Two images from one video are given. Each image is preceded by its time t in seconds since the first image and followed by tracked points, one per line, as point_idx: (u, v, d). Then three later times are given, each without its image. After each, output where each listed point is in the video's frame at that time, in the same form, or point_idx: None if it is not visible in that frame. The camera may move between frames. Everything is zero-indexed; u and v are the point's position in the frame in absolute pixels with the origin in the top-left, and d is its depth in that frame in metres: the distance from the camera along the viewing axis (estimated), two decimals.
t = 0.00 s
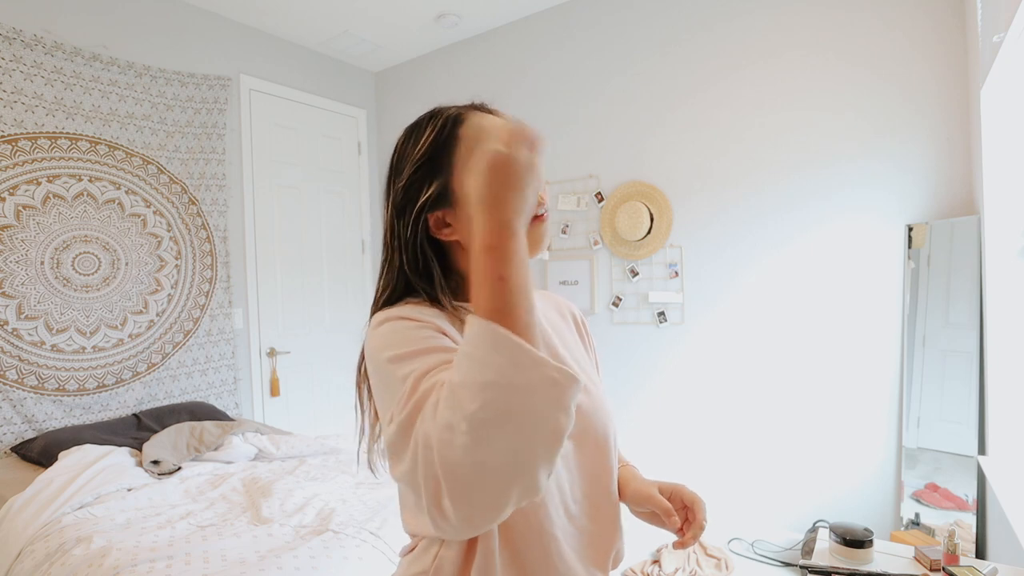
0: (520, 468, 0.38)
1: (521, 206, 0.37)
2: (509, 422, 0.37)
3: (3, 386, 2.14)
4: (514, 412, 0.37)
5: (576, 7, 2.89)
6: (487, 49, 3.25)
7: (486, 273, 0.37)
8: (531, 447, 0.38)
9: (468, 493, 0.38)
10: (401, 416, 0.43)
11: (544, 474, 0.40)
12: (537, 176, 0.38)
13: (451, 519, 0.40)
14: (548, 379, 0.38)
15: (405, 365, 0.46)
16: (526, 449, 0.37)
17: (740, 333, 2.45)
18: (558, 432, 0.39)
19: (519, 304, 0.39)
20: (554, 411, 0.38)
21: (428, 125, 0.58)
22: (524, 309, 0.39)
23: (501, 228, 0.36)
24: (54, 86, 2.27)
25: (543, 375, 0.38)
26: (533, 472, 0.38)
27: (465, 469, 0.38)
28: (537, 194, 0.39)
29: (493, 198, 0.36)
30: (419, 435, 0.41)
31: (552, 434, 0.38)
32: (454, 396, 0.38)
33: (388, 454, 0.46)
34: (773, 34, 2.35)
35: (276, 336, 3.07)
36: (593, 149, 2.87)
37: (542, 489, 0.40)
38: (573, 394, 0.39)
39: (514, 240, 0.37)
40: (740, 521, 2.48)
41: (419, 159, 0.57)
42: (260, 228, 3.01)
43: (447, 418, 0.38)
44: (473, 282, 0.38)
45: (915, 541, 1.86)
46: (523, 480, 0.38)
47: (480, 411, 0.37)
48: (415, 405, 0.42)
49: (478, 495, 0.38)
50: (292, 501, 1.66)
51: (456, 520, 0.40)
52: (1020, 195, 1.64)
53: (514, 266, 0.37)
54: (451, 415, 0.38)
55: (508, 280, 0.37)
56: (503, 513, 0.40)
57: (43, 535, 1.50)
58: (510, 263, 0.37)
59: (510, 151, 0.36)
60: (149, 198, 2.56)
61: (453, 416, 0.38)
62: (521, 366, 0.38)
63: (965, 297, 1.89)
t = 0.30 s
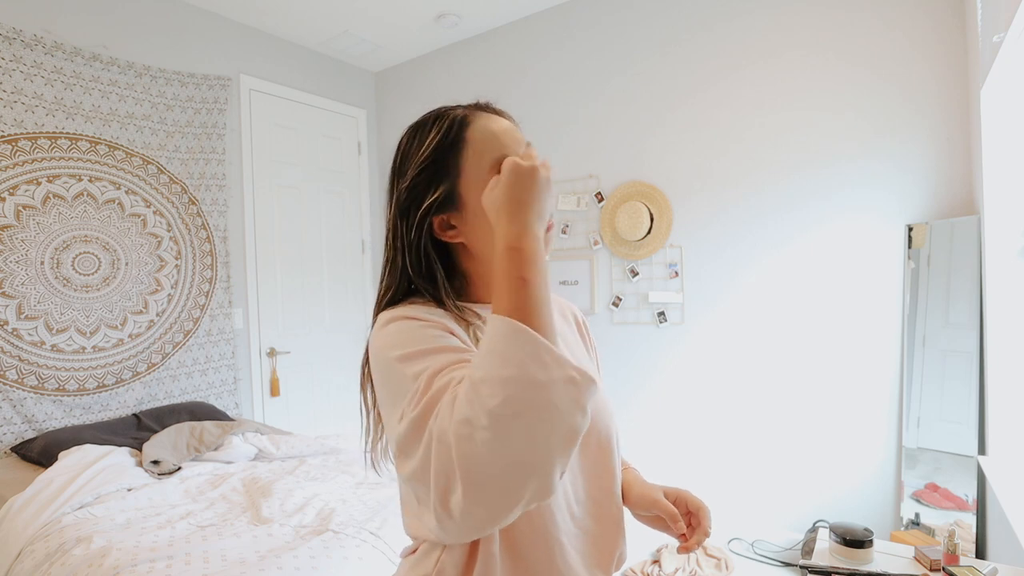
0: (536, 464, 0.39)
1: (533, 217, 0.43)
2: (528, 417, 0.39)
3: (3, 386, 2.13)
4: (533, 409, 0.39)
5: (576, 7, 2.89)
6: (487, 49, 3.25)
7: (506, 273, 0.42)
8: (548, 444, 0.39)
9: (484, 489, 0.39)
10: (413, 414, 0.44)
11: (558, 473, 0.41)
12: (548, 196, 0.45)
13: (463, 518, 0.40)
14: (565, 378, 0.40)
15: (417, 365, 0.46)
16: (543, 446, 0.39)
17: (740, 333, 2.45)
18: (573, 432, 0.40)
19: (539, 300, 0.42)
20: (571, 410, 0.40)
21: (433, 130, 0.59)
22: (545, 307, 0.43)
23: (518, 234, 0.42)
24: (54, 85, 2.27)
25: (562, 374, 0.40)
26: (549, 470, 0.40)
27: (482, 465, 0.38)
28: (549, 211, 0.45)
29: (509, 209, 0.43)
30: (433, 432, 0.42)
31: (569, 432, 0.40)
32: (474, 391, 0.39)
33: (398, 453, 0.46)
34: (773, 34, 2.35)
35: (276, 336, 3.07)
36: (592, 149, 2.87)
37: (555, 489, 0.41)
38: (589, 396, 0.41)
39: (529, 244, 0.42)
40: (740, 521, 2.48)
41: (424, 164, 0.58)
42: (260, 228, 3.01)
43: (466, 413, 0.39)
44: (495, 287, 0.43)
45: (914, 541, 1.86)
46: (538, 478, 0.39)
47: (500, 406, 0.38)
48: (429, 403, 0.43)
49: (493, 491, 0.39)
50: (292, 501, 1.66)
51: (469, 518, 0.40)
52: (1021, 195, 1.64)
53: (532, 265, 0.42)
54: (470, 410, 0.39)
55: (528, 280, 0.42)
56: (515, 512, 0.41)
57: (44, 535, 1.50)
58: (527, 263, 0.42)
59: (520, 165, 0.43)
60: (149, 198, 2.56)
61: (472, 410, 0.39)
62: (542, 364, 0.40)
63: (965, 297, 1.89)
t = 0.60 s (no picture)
0: (535, 466, 0.39)
1: (537, 214, 0.42)
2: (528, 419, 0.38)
3: (3, 386, 2.13)
4: (532, 410, 0.39)
5: (576, 7, 2.89)
6: (487, 49, 3.25)
7: (506, 273, 0.42)
8: (547, 446, 0.39)
9: (482, 491, 0.39)
10: (414, 414, 0.44)
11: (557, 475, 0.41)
12: (552, 190, 0.44)
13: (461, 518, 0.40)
14: (565, 380, 0.40)
15: (417, 364, 0.46)
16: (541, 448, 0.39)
17: (741, 333, 2.45)
18: (572, 434, 0.40)
19: (538, 303, 0.42)
20: (571, 412, 0.40)
21: (444, 128, 0.60)
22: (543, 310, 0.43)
23: (519, 232, 0.42)
24: (54, 85, 2.27)
25: (561, 375, 0.40)
26: (547, 472, 0.39)
27: (480, 466, 0.38)
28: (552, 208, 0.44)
29: (511, 206, 0.42)
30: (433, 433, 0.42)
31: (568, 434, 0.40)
32: (473, 393, 0.39)
33: (399, 452, 0.47)
34: (773, 34, 2.35)
35: (276, 336, 3.07)
36: (592, 149, 2.87)
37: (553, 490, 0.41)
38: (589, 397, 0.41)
39: (530, 243, 0.42)
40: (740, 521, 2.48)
41: (432, 160, 0.58)
42: (260, 228, 3.01)
43: (464, 415, 0.39)
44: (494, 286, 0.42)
45: (914, 541, 1.86)
46: (536, 480, 0.39)
47: (499, 408, 0.38)
48: (429, 403, 0.43)
49: (491, 493, 0.39)
50: (292, 501, 1.66)
51: (467, 519, 0.40)
52: (1021, 194, 1.64)
53: (531, 265, 0.42)
54: (469, 411, 0.39)
55: (527, 281, 0.42)
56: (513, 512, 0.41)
57: (44, 535, 1.50)
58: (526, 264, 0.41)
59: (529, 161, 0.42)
60: (149, 198, 2.56)
61: (471, 411, 0.39)
62: (539, 366, 0.39)
63: (965, 296, 1.89)
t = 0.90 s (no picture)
0: (541, 457, 0.39)
1: (518, 215, 0.43)
2: (532, 411, 0.38)
3: (3, 386, 2.13)
4: (536, 402, 0.39)
5: (576, 7, 2.89)
6: (487, 49, 3.25)
7: (494, 272, 0.42)
8: (552, 435, 0.39)
9: (489, 484, 0.38)
10: (416, 414, 0.44)
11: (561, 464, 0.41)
12: (532, 192, 0.44)
13: (468, 515, 0.40)
14: (567, 368, 0.40)
15: (417, 365, 0.46)
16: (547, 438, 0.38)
17: (741, 332, 2.45)
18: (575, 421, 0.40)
19: (529, 297, 0.42)
20: (574, 399, 0.40)
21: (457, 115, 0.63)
22: (536, 306, 0.43)
23: (504, 231, 0.43)
24: (54, 85, 2.27)
25: (563, 364, 0.40)
26: (553, 461, 0.39)
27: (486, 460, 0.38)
28: (536, 210, 0.45)
29: (491, 208, 0.43)
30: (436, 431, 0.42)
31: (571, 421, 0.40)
32: (475, 387, 0.39)
33: (399, 453, 0.46)
34: (773, 34, 2.35)
35: (276, 336, 3.07)
36: (592, 149, 2.87)
37: (558, 478, 0.41)
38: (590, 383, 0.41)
39: (515, 240, 0.43)
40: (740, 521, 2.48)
41: (442, 144, 0.61)
42: (260, 228, 3.01)
43: (467, 410, 0.39)
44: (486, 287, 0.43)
45: (914, 541, 1.86)
46: (542, 471, 0.39)
47: (502, 400, 0.38)
48: (431, 403, 0.43)
49: (499, 486, 0.39)
50: (292, 501, 1.66)
51: (474, 515, 0.40)
52: (1021, 194, 1.63)
53: (518, 262, 0.42)
54: (472, 407, 0.39)
55: (516, 276, 0.42)
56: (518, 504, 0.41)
57: (44, 535, 1.50)
58: (512, 259, 0.42)
59: (504, 163, 0.43)
60: (149, 198, 2.56)
61: (474, 406, 0.39)
62: (539, 356, 0.40)
63: (966, 296, 1.89)
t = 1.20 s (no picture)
0: (546, 452, 0.39)
1: (502, 209, 0.43)
2: (533, 407, 0.38)
3: (4, 386, 2.13)
4: (537, 398, 0.39)
5: (576, 7, 2.89)
6: (487, 49, 3.25)
7: (487, 271, 0.42)
8: (555, 431, 0.39)
9: (495, 481, 0.38)
10: (419, 417, 0.44)
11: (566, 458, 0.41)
12: (512, 185, 0.44)
13: (475, 514, 0.40)
14: (567, 362, 0.40)
15: (417, 367, 0.46)
16: (550, 434, 0.38)
17: (740, 332, 2.45)
18: (578, 413, 0.40)
19: (522, 291, 0.42)
20: (576, 392, 0.40)
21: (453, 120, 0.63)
22: (532, 299, 0.42)
23: (491, 230, 0.42)
24: (54, 85, 2.27)
25: (563, 358, 0.40)
26: (558, 454, 0.40)
27: (491, 459, 0.38)
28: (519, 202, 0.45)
29: (474, 209, 0.43)
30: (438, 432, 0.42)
31: (575, 414, 0.40)
32: (475, 387, 0.39)
33: (405, 455, 0.46)
34: (773, 34, 2.35)
35: (276, 336, 3.07)
36: (592, 149, 2.87)
37: (564, 472, 0.41)
38: (591, 375, 0.41)
39: (503, 235, 0.42)
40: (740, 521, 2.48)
41: (441, 148, 0.61)
42: (260, 228, 3.01)
43: (469, 409, 0.39)
44: (480, 285, 0.43)
45: (915, 541, 1.86)
46: (548, 466, 0.39)
47: (504, 398, 0.38)
48: (433, 405, 0.43)
49: (504, 484, 0.39)
50: (292, 501, 1.66)
51: (481, 514, 0.40)
52: (1021, 194, 1.64)
53: (510, 258, 0.42)
54: (474, 407, 0.39)
55: (506, 273, 0.42)
56: (525, 499, 0.41)
57: (44, 535, 1.50)
58: (502, 255, 0.42)
59: (472, 161, 0.42)
60: (149, 198, 2.56)
61: (475, 405, 0.39)
62: (538, 352, 0.40)
63: (965, 296, 1.89)
